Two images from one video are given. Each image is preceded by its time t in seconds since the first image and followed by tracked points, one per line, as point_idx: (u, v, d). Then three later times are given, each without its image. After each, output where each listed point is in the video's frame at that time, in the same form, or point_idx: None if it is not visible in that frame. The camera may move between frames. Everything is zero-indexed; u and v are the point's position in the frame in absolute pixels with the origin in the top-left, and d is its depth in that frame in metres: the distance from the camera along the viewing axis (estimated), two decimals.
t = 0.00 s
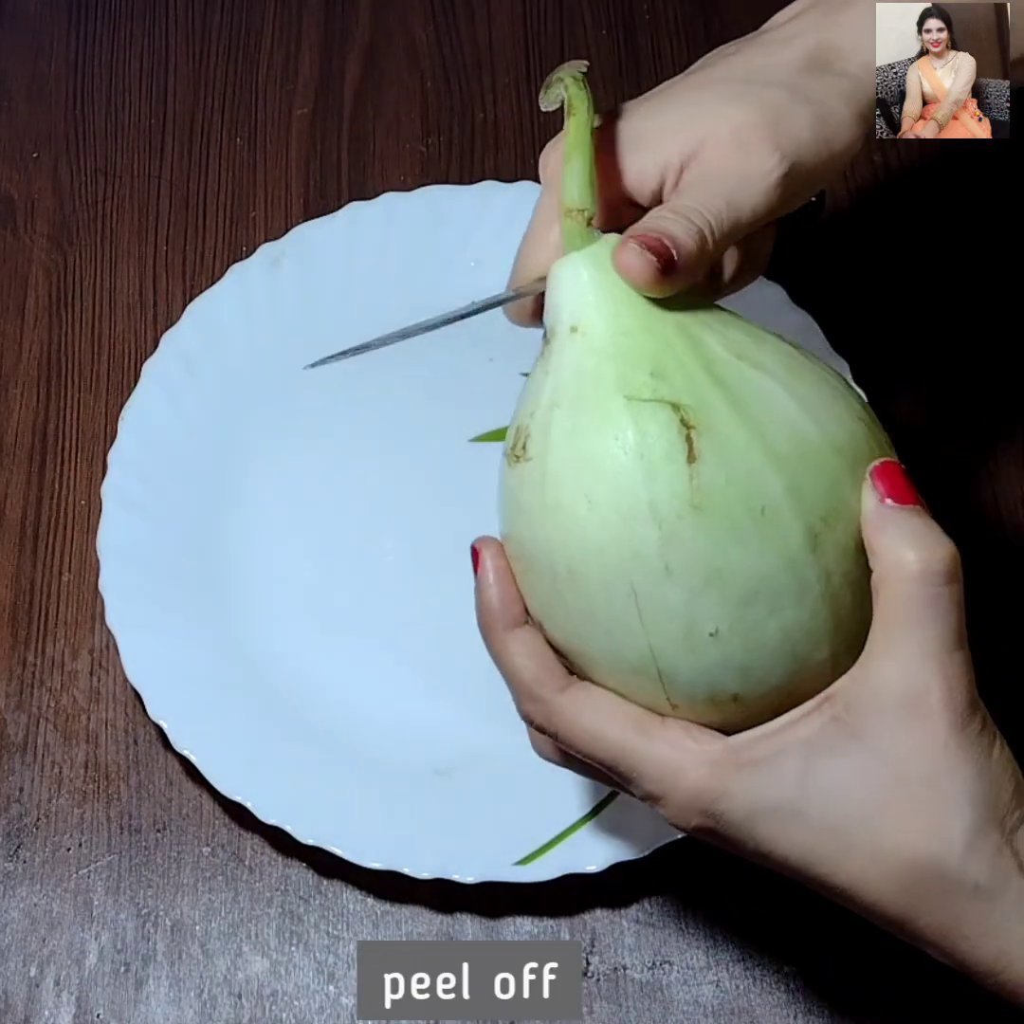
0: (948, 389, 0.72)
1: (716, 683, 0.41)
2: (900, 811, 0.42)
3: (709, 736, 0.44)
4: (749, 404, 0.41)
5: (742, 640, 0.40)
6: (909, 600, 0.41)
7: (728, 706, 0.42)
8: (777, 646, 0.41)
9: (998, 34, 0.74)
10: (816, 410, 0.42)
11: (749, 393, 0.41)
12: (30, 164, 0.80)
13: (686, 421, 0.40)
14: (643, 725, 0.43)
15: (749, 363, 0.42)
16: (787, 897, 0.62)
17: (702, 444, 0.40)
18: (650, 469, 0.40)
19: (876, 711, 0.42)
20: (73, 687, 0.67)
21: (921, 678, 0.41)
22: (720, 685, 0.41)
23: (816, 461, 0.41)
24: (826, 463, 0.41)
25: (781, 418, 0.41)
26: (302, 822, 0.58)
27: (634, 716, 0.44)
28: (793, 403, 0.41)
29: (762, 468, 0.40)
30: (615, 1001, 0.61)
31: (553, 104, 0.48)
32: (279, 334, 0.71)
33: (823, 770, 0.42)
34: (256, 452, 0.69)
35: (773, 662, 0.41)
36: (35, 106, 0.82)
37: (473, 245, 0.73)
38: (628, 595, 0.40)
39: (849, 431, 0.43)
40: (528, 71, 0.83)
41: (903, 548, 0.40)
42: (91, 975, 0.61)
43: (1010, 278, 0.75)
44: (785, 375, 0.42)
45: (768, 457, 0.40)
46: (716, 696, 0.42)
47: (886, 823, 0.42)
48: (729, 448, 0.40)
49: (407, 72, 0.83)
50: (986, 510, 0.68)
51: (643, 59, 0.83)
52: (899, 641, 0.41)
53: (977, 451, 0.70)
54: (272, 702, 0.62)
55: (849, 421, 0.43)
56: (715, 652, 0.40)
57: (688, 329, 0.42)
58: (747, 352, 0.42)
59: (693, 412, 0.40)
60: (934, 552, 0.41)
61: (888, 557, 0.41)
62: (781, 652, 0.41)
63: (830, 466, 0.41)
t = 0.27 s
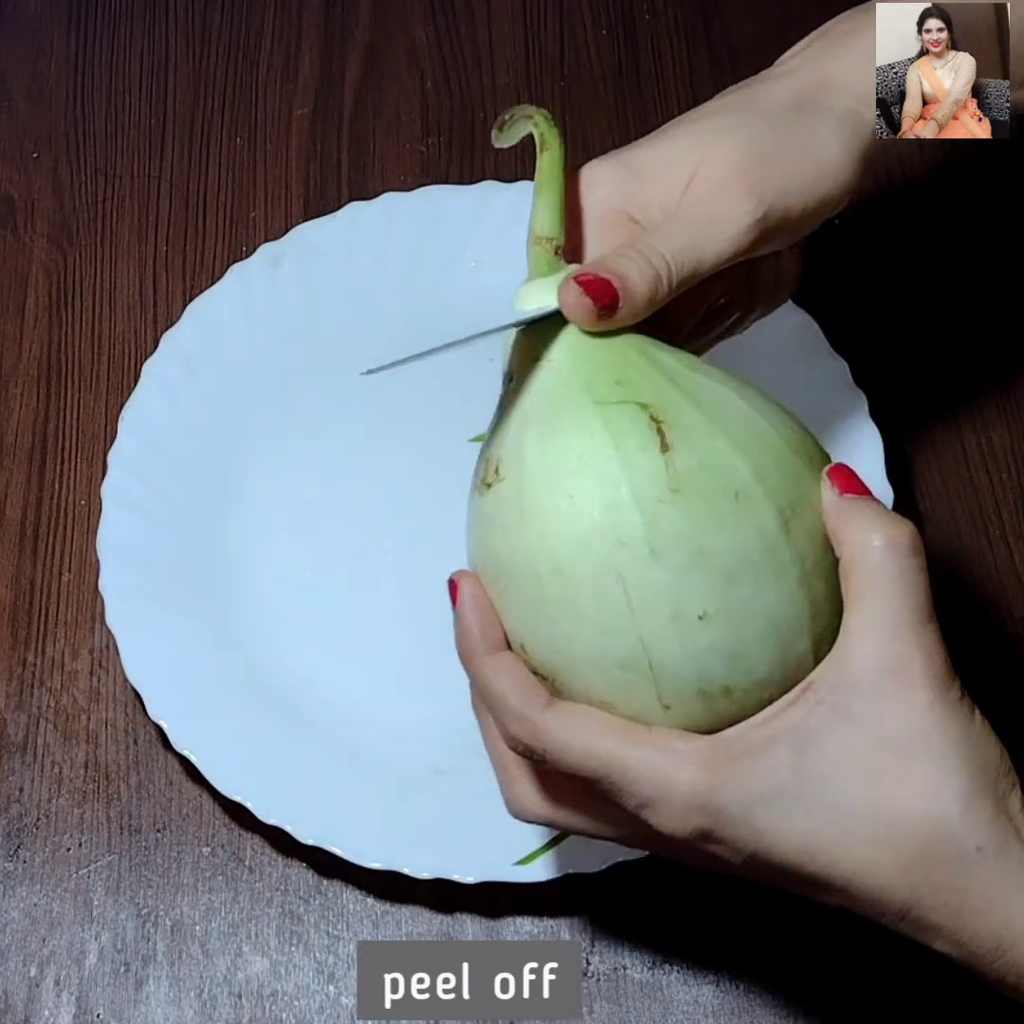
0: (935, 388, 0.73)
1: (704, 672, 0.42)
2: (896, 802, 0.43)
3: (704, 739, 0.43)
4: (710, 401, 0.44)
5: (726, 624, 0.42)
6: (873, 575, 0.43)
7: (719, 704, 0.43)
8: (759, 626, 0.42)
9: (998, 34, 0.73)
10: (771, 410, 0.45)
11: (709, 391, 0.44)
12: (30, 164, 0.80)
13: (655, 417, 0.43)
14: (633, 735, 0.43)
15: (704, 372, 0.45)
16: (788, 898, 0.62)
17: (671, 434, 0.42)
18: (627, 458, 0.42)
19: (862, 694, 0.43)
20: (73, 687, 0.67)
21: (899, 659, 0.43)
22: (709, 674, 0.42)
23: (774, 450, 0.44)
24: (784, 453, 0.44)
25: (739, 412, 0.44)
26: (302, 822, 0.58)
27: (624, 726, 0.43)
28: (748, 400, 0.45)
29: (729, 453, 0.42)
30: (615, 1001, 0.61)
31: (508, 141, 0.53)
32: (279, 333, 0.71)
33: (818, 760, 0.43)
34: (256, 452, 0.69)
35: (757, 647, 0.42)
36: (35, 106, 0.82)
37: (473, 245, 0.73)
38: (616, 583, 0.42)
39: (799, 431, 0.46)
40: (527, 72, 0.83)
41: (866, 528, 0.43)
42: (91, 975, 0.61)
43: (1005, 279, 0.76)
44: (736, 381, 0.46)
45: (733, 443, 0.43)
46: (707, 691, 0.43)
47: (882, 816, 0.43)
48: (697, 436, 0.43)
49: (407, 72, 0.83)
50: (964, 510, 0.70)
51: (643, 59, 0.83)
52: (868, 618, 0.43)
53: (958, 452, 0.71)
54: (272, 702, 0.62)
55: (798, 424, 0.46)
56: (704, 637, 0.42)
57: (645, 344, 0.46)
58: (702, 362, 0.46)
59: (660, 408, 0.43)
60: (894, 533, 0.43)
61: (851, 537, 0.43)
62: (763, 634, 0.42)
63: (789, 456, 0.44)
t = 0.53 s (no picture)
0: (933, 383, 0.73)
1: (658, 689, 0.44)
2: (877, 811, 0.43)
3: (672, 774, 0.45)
4: (607, 433, 0.46)
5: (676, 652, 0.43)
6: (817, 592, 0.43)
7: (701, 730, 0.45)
8: (711, 645, 0.44)
9: (999, 36, 0.72)
10: (673, 423, 0.47)
11: (603, 422, 0.46)
12: (30, 163, 0.80)
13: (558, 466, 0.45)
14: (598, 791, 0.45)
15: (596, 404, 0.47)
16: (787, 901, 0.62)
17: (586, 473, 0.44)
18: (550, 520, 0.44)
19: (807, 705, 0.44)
20: (73, 687, 0.67)
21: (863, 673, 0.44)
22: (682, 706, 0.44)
23: (683, 461, 0.45)
24: (700, 462, 0.46)
25: (637, 437, 0.46)
26: (302, 821, 0.58)
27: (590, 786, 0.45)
28: (644, 419, 0.47)
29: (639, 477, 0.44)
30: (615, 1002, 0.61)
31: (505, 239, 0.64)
32: (278, 333, 0.71)
33: (777, 776, 0.43)
34: (256, 452, 0.68)
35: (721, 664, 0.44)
36: (35, 106, 0.82)
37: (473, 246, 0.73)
38: (556, 654, 0.44)
39: (704, 435, 0.47)
40: (528, 72, 0.83)
41: (786, 527, 0.44)
42: (91, 975, 0.61)
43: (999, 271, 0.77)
44: (626, 405, 0.47)
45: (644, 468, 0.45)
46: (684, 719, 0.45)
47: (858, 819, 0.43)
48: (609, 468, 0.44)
49: (407, 73, 0.83)
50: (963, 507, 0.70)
51: (642, 60, 0.83)
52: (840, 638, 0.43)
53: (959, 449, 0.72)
54: (271, 702, 0.62)
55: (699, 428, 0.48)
56: (659, 672, 0.44)
57: (535, 388, 0.48)
58: (586, 396, 0.47)
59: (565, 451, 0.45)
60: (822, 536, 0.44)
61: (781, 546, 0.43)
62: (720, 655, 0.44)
63: (703, 464, 0.46)
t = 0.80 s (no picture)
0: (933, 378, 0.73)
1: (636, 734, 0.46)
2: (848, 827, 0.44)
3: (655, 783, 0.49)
4: (500, 532, 0.43)
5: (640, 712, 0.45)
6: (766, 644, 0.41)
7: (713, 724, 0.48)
8: (671, 694, 0.45)
9: (998, 34, 0.72)
10: (558, 474, 0.43)
11: (485, 515, 0.43)
12: (29, 162, 0.80)
13: (466, 597, 0.44)
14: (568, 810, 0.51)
15: (469, 482, 0.44)
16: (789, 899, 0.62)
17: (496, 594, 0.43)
18: (484, 658, 0.44)
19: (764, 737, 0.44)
20: (73, 688, 0.67)
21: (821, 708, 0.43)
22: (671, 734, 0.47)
23: (581, 527, 0.43)
24: (603, 519, 0.43)
25: (525, 525, 0.43)
26: (302, 823, 0.58)
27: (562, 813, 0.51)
28: (531, 489, 0.43)
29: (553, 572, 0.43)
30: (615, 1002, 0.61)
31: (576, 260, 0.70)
32: (278, 332, 0.71)
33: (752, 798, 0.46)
34: (256, 451, 0.68)
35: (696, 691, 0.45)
36: (35, 105, 0.82)
37: (474, 245, 0.73)
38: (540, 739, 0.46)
39: (589, 460, 0.43)
40: (528, 71, 0.83)
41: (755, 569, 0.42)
42: (90, 977, 0.61)
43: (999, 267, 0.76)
44: (500, 472, 0.44)
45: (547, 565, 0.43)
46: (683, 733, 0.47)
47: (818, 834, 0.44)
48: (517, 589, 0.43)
49: (408, 72, 0.83)
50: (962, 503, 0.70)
51: (643, 59, 0.83)
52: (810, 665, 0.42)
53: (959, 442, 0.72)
54: (271, 703, 0.62)
55: (583, 447, 0.44)
56: (642, 732, 0.46)
57: (412, 481, 0.45)
58: (461, 477, 0.44)
59: (466, 573, 0.43)
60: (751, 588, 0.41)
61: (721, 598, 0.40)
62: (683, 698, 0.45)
63: (602, 517, 0.43)
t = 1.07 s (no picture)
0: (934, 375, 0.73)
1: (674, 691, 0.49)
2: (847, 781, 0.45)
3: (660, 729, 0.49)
4: (457, 595, 0.46)
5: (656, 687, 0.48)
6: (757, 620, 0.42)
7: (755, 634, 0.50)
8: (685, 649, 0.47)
9: (998, 37, 0.72)
10: (483, 524, 0.45)
11: (439, 583, 0.46)
12: (29, 163, 0.80)
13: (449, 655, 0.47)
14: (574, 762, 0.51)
15: (410, 557, 0.46)
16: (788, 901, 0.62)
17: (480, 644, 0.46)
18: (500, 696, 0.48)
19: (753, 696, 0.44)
20: (73, 688, 0.67)
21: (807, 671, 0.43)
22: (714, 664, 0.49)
23: (529, 567, 0.45)
24: (543, 552, 0.45)
25: (474, 579, 0.45)
26: (303, 824, 0.58)
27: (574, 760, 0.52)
28: (471, 548, 0.45)
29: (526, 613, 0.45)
30: (616, 1002, 0.61)
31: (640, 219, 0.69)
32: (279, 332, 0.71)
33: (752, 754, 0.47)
34: (256, 451, 0.68)
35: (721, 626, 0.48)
36: (35, 106, 0.82)
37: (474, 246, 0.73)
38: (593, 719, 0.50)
39: (504, 498, 0.45)
40: (529, 72, 0.83)
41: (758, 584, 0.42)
42: (91, 977, 0.61)
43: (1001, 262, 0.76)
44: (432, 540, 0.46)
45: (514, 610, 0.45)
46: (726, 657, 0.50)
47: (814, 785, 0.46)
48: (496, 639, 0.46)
49: (408, 72, 0.83)
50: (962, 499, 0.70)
51: (643, 59, 0.83)
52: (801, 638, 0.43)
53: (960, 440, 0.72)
54: (271, 703, 0.62)
55: (493, 487, 0.45)
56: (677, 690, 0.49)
57: (365, 568, 0.47)
58: (410, 550, 0.46)
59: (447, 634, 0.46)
60: (724, 568, 0.40)
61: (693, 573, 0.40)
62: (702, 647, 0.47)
63: (539, 549, 0.45)
